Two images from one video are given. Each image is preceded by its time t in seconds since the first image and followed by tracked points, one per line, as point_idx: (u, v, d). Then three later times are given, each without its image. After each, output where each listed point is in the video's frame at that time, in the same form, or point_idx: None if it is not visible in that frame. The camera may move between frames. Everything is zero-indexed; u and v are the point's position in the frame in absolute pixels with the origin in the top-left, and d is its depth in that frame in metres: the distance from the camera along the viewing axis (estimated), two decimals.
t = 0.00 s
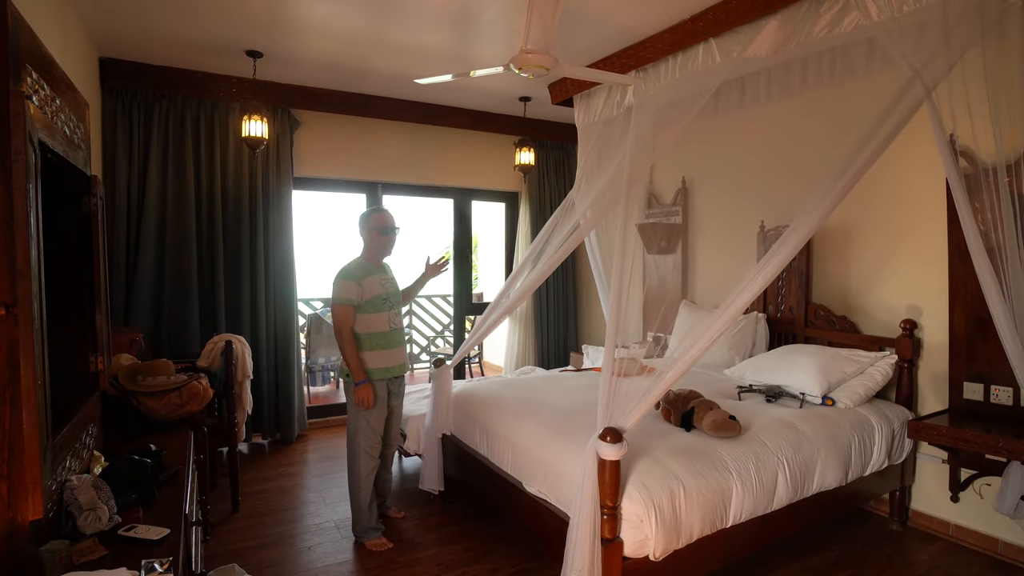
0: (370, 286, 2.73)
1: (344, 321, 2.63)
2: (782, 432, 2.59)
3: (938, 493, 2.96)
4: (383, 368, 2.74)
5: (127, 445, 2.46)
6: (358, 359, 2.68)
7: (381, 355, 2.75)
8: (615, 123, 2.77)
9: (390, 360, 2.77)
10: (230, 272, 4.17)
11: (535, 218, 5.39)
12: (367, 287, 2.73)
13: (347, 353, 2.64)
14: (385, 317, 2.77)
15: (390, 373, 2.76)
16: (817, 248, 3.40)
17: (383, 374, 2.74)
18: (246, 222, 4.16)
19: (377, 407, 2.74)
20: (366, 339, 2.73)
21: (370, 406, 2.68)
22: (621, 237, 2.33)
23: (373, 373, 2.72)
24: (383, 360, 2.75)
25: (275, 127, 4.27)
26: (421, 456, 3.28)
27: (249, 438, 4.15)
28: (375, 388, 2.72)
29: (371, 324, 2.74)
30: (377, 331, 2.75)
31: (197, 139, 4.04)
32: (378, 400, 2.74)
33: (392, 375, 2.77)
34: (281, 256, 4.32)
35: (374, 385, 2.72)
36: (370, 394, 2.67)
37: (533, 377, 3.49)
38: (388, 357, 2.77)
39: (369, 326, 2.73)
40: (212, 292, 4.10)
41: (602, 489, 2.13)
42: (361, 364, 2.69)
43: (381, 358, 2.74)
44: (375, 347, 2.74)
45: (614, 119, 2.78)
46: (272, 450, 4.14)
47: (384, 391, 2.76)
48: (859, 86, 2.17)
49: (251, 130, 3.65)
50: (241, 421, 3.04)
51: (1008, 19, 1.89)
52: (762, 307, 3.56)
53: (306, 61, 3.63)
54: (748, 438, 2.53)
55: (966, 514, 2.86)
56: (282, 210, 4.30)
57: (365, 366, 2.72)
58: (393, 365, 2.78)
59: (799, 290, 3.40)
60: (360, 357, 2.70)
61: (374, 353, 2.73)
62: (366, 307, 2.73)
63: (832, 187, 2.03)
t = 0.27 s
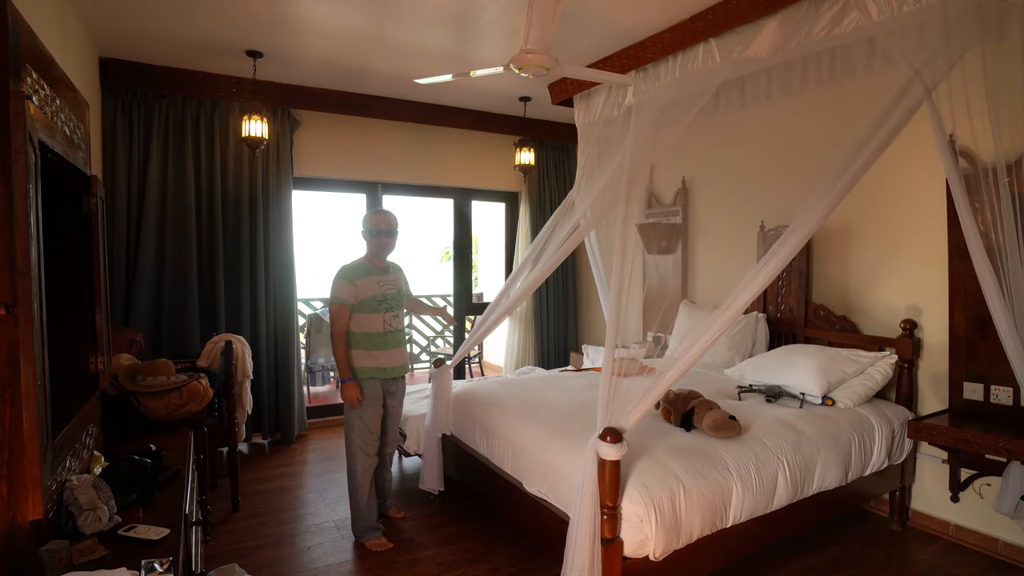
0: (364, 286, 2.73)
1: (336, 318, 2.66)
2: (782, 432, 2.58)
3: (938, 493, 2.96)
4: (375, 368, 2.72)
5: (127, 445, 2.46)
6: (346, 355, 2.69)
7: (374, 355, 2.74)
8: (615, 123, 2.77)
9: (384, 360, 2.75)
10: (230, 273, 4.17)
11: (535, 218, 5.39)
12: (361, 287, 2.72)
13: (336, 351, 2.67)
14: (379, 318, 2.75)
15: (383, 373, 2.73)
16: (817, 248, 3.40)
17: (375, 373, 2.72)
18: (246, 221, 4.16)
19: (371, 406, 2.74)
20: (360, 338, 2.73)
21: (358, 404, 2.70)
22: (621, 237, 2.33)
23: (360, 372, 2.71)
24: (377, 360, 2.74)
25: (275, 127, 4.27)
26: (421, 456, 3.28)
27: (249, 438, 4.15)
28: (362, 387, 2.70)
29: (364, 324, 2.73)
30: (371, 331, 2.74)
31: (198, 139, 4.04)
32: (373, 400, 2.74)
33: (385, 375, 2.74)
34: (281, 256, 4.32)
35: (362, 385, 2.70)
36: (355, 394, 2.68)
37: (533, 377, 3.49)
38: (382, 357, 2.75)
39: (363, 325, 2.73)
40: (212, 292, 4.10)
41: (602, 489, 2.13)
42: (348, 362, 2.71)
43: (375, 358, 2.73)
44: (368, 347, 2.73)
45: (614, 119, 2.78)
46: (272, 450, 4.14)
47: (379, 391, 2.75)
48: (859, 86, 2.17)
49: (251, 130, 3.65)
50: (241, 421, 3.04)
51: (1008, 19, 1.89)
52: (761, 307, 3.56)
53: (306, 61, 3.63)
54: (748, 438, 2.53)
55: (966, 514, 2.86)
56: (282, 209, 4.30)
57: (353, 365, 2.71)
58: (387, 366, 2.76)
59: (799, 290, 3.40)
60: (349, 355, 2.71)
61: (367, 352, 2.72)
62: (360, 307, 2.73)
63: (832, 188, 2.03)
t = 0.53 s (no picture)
0: (364, 285, 2.73)
1: (335, 317, 2.66)
2: (782, 432, 2.58)
3: (938, 493, 2.96)
4: (373, 367, 2.73)
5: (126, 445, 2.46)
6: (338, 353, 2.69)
7: (372, 354, 2.74)
8: (616, 123, 2.77)
9: (381, 360, 2.75)
10: (230, 273, 4.17)
11: (535, 218, 5.39)
12: (360, 286, 2.72)
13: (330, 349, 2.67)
14: (377, 318, 2.75)
15: (380, 372, 2.73)
16: (817, 249, 3.40)
17: (372, 372, 2.72)
18: (246, 221, 4.15)
19: (370, 406, 2.74)
20: (358, 337, 2.73)
21: (351, 402, 2.71)
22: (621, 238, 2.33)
23: (351, 371, 2.71)
24: (375, 359, 2.74)
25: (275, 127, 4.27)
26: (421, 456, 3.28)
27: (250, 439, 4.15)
28: (356, 387, 2.71)
29: (362, 323, 2.74)
30: (369, 331, 2.74)
31: (198, 139, 4.04)
32: (371, 399, 2.74)
33: (383, 375, 2.74)
34: (281, 256, 4.32)
35: (350, 386, 2.70)
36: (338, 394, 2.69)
37: (533, 377, 3.50)
38: (380, 357, 2.75)
39: (361, 325, 2.74)
40: (212, 292, 4.10)
41: (602, 489, 2.13)
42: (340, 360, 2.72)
43: (372, 357, 2.73)
44: (365, 346, 2.73)
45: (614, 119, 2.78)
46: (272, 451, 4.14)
47: (376, 390, 2.75)
48: (860, 86, 2.17)
49: (251, 130, 3.65)
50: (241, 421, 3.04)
51: (1008, 19, 1.89)
52: (762, 307, 3.56)
53: (306, 61, 3.63)
54: (748, 438, 2.53)
55: (966, 514, 2.86)
56: (282, 209, 4.30)
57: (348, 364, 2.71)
58: (384, 366, 2.76)
59: (799, 290, 3.40)
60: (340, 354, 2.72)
61: (363, 352, 2.72)
62: (359, 306, 2.73)
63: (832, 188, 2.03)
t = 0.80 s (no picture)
0: (365, 285, 2.73)
1: (335, 317, 2.65)
2: (781, 431, 2.59)
3: (937, 493, 2.96)
4: (373, 367, 2.72)
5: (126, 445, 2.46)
6: (341, 353, 2.69)
7: (372, 354, 2.73)
8: (615, 123, 2.77)
9: (381, 360, 2.75)
10: (230, 273, 4.17)
11: (535, 218, 5.39)
12: (361, 286, 2.72)
13: (334, 349, 2.67)
14: (378, 318, 2.75)
15: (380, 372, 2.73)
16: (817, 249, 3.40)
17: (373, 372, 2.72)
18: (246, 221, 4.15)
19: (371, 406, 2.74)
20: (358, 337, 2.73)
21: (352, 401, 2.71)
22: (621, 238, 2.33)
23: (354, 370, 2.70)
24: (375, 359, 2.74)
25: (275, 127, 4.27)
26: (421, 455, 3.28)
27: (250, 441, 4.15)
28: (356, 387, 2.71)
29: (363, 323, 2.74)
30: (370, 331, 2.74)
31: (198, 139, 4.04)
32: (371, 399, 2.74)
33: (383, 375, 2.74)
34: (282, 257, 4.32)
35: (359, 383, 2.71)
36: (350, 390, 2.69)
37: (533, 376, 3.50)
38: (380, 357, 2.75)
39: (362, 325, 2.74)
40: (212, 293, 4.10)
41: (603, 489, 2.13)
42: (344, 359, 2.71)
43: (372, 357, 2.73)
44: (365, 346, 2.73)
45: (614, 119, 2.78)
46: (271, 451, 4.14)
47: (377, 391, 2.75)
48: (860, 86, 2.17)
49: (251, 130, 3.65)
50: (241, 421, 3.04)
51: (1008, 19, 1.89)
52: (762, 307, 3.56)
53: (306, 61, 3.63)
54: (748, 438, 2.53)
55: (966, 514, 2.86)
56: (282, 209, 4.30)
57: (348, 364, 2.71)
58: (384, 366, 2.76)
59: (800, 290, 3.40)
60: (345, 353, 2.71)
61: (364, 352, 2.72)
62: (359, 306, 2.73)
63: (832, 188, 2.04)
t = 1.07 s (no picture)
0: (365, 285, 2.73)
1: (336, 317, 2.65)
2: (781, 431, 2.59)
3: (937, 493, 2.96)
4: (374, 367, 2.73)
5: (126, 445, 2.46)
6: (347, 352, 2.68)
7: (374, 354, 2.74)
8: (615, 123, 2.77)
9: (382, 360, 2.75)
10: (230, 273, 4.17)
11: (535, 218, 5.39)
12: (362, 286, 2.72)
13: (339, 349, 2.66)
14: (379, 319, 2.75)
15: (381, 373, 2.74)
16: (817, 249, 3.40)
17: (373, 372, 2.72)
18: (246, 221, 4.15)
19: (372, 405, 2.74)
20: (360, 337, 2.73)
21: (353, 402, 2.70)
22: (621, 238, 2.33)
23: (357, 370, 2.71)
24: (376, 359, 2.74)
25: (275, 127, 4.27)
26: (421, 455, 3.28)
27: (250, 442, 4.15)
28: (365, 386, 2.71)
29: (364, 323, 2.73)
30: (371, 331, 2.74)
31: (198, 140, 4.04)
32: (372, 399, 2.74)
33: (384, 375, 2.75)
34: (282, 257, 4.32)
35: (366, 382, 2.72)
36: (359, 389, 2.67)
37: (533, 376, 3.50)
38: (381, 357, 2.75)
39: (363, 325, 2.73)
40: (212, 293, 4.10)
41: (602, 489, 2.13)
42: (350, 359, 2.69)
43: (373, 357, 2.73)
44: (367, 346, 2.73)
45: (614, 119, 2.78)
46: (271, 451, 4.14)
47: (378, 390, 2.75)
48: (859, 86, 2.17)
49: (251, 130, 3.65)
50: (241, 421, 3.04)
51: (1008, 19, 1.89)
52: (762, 307, 3.56)
53: (306, 61, 3.63)
54: (748, 438, 2.53)
55: (966, 514, 2.86)
56: (282, 210, 4.30)
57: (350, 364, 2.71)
58: (385, 366, 2.76)
59: (800, 290, 3.40)
60: (350, 353, 2.70)
61: (366, 352, 2.72)
62: (360, 306, 2.73)
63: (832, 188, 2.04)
